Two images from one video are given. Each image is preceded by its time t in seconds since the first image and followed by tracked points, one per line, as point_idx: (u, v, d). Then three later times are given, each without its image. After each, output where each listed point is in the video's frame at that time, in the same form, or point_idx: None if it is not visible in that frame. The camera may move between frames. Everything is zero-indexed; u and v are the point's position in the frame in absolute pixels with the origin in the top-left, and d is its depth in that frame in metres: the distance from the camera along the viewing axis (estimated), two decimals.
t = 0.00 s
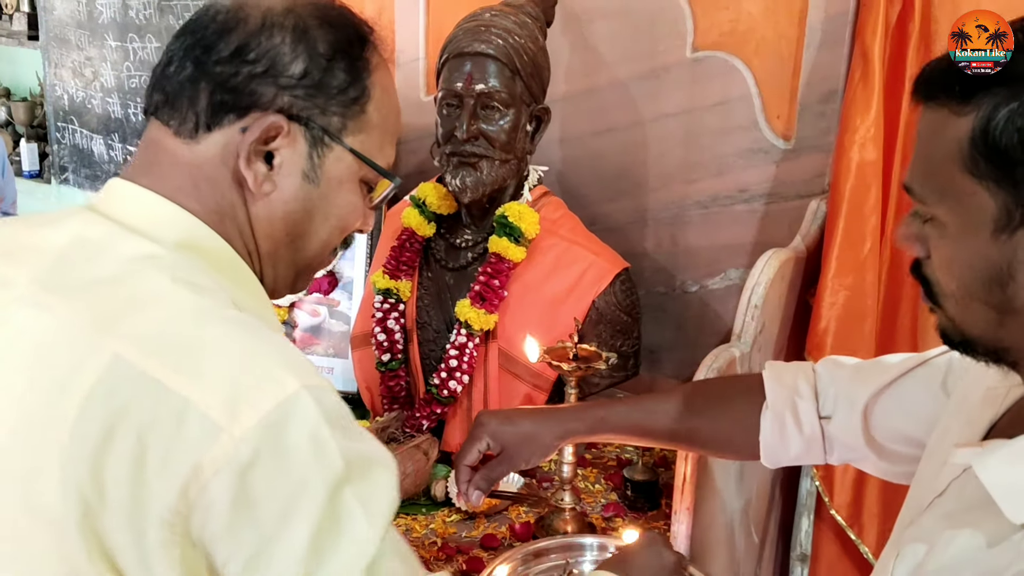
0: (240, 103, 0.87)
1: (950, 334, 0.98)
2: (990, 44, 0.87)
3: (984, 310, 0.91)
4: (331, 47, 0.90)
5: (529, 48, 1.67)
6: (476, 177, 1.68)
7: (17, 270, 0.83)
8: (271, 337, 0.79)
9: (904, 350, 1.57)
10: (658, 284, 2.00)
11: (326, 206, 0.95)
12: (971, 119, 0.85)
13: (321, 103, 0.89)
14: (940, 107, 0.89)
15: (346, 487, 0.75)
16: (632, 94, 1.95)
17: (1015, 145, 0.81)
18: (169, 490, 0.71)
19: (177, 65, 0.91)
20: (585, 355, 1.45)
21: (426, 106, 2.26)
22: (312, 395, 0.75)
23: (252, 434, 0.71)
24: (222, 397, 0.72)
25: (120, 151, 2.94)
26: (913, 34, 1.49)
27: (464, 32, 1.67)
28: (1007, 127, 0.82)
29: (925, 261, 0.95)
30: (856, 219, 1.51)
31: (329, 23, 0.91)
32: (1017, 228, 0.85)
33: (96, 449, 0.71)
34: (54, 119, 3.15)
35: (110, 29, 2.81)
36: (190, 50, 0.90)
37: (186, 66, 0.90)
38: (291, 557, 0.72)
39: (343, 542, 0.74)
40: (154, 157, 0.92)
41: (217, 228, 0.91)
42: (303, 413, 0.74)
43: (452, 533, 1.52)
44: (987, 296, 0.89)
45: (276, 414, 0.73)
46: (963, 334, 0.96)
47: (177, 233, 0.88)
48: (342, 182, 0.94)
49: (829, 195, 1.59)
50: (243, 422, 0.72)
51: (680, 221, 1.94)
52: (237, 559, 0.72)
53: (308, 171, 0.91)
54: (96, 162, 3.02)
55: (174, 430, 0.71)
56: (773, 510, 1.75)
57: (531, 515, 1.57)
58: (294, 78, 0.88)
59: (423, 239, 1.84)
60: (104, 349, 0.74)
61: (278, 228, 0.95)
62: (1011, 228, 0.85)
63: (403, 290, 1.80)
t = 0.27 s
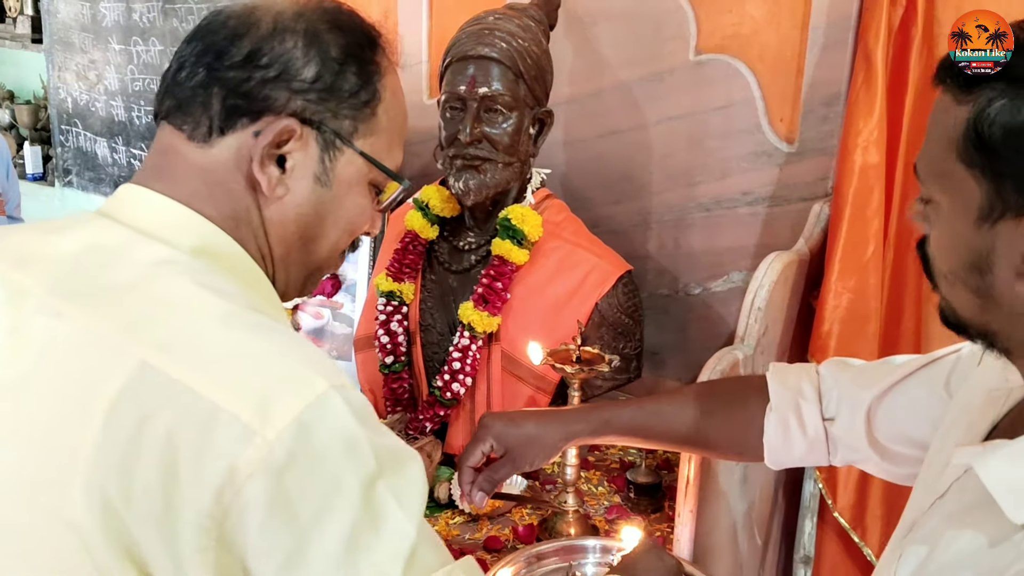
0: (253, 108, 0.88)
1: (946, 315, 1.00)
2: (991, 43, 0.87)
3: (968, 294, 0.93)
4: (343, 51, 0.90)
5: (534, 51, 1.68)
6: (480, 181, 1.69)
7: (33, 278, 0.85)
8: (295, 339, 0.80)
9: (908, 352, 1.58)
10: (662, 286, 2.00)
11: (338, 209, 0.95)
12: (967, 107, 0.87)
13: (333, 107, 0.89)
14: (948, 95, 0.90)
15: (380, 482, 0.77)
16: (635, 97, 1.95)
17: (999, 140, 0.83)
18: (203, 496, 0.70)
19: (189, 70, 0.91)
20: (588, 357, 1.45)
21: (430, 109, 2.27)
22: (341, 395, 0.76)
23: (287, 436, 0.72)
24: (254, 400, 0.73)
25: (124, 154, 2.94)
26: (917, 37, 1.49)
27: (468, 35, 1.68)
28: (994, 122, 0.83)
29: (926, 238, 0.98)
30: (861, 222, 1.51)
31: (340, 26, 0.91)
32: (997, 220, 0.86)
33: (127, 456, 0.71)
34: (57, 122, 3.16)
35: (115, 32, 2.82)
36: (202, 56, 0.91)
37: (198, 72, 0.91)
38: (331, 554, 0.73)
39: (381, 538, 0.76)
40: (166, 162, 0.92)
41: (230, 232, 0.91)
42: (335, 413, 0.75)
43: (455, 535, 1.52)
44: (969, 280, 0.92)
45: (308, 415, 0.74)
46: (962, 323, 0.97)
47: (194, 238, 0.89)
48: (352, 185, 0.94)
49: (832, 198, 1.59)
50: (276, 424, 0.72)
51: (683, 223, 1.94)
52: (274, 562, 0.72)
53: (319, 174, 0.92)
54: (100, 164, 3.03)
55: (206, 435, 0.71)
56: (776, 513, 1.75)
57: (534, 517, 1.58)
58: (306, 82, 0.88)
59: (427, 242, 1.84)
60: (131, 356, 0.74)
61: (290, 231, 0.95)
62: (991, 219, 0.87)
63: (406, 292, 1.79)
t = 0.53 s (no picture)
0: (256, 112, 0.88)
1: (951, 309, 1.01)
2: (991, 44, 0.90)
3: (963, 288, 0.95)
4: (346, 55, 0.90)
5: (535, 53, 1.68)
6: (482, 183, 1.69)
7: (40, 286, 0.85)
8: (304, 347, 0.79)
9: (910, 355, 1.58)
10: (664, 289, 2.00)
11: (343, 213, 0.95)
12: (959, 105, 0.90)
13: (337, 111, 0.89)
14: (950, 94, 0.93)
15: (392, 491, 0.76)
16: (637, 99, 1.95)
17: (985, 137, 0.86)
18: (214, 506, 0.70)
19: (192, 73, 0.91)
20: (590, 360, 1.45)
21: (431, 111, 2.27)
22: (352, 402, 0.76)
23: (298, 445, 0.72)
24: (264, 410, 0.72)
25: (124, 157, 2.94)
26: (919, 39, 1.49)
27: (470, 37, 1.68)
28: (980, 120, 0.86)
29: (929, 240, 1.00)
30: (863, 225, 1.51)
31: (344, 29, 0.91)
32: (984, 217, 0.88)
33: (137, 466, 0.71)
34: (58, 125, 3.16)
35: (116, 35, 2.82)
36: (205, 59, 0.91)
37: (201, 75, 0.91)
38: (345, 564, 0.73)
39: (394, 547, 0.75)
40: (169, 165, 0.92)
41: (235, 237, 0.92)
42: (346, 423, 0.74)
43: (457, 538, 1.51)
44: (961, 274, 0.93)
45: (320, 424, 0.73)
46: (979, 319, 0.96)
47: (198, 244, 0.89)
48: (357, 190, 0.94)
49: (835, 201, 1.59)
50: (287, 434, 0.72)
51: (685, 225, 1.94)
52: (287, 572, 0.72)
53: (323, 178, 0.92)
54: (101, 167, 3.03)
55: (217, 444, 0.71)
56: (778, 516, 1.74)
57: (536, 521, 1.57)
58: (310, 86, 0.88)
59: (428, 244, 1.85)
60: (141, 365, 0.74)
61: (293, 235, 0.95)
62: (978, 214, 0.89)
63: (408, 295, 1.80)
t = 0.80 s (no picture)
0: (254, 117, 0.87)
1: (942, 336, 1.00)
2: (991, 44, 0.92)
3: (959, 308, 0.95)
4: (348, 59, 0.89)
5: (535, 56, 1.67)
6: (482, 185, 1.68)
7: (43, 292, 0.85)
8: (305, 355, 0.79)
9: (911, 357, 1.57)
10: (664, 291, 2.00)
11: (345, 218, 0.95)
12: (938, 124, 0.90)
13: (338, 116, 0.89)
14: (919, 117, 0.93)
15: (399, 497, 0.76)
16: (637, 101, 1.95)
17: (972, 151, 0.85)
18: (218, 519, 0.70)
19: (192, 77, 0.91)
20: (590, 362, 1.44)
21: (431, 113, 2.26)
22: (354, 411, 0.76)
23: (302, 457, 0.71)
24: (266, 421, 0.72)
25: (124, 159, 2.94)
26: (919, 40, 1.49)
27: (470, 39, 1.67)
28: (965, 134, 0.86)
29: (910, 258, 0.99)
30: (864, 228, 1.51)
31: (347, 33, 0.91)
32: (978, 231, 0.88)
33: (139, 479, 0.71)
34: (58, 127, 3.16)
35: (116, 37, 2.82)
36: (205, 62, 0.90)
37: (201, 79, 0.90)
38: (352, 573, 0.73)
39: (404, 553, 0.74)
40: (169, 170, 0.92)
41: (235, 243, 0.92)
42: (349, 432, 0.74)
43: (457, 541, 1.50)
44: (956, 292, 0.93)
45: (324, 434, 0.73)
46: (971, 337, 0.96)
47: (199, 251, 0.89)
48: (360, 196, 0.94)
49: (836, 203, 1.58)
50: (290, 445, 0.71)
51: (686, 228, 1.94)
52: None
53: (324, 184, 0.91)
54: (101, 169, 3.02)
55: (221, 457, 0.71)
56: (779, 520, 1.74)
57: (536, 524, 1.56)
58: (310, 91, 0.88)
59: (428, 247, 1.84)
60: (142, 377, 0.74)
61: (294, 241, 0.95)
62: (972, 229, 0.88)
63: (407, 297, 1.79)
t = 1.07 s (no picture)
0: (251, 121, 0.87)
1: (925, 370, 0.96)
2: (991, 43, 0.87)
3: (954, 337, 0.90)
4: (346, 63, 0.90)
5: (529, 59, 1.67)
6: (477, 188, 1.68)
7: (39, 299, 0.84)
8: (304, 361, 0.79)
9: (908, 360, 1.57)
10: (661, 295, 1.99)
11: (341, 222, 0.95)
12: (919, 147, 0.85)
13: (336, 120, 0.89)
14: (886, 142, 0.88)
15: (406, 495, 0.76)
16: (633, 105, 1.95)
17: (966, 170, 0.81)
18: (225, 525, 0.69)
19: (188, 81, 0.90)
20: (586, 366, 1.44)
21: (427, 116, 2.26)
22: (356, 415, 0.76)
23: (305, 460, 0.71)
24: (269, 427, 0.72)
25: (120, 162, 2.93)
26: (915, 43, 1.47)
27: (465, 42, 1.67)
28: (956, 152, 0.82)
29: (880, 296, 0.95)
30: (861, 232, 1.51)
31: (343, 36, 0.91)
32: (979, 251, 0.84)
33: (143, 487, 0.70)
34: (54, 130, 3.16)
35: (112, 40, 2.82)
36: (201, 66, 0.89)
37: (196, 83, 0.89)
38: None
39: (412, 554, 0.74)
40: (163, 175, 0.91)
41: (233, 250, 0.91)
42: (351, 435, 0.74)
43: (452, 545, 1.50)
44: (953, 320, 0.89)
45: (326, 438, 0.72)
46: (937, 365, 0.94)
47: (197, 256, 0.88)
48: (355, 200, 0.94)
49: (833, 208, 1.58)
50: (294, 450, 0.71)
51: (681, 231, 1.93)
52: None
53: (321, 188, 0.91)
54: (97, 172, 3.02)
55: (224, 463, 0.70)
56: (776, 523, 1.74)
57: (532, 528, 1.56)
58: (308, 95, 0.88)
59: (424, 250, 1.84)
60: (142, 385, 0.73)
61: (292, 246, 0.94)
62: (970, 252, 0.84)
63: (402, 301, 1.79)
